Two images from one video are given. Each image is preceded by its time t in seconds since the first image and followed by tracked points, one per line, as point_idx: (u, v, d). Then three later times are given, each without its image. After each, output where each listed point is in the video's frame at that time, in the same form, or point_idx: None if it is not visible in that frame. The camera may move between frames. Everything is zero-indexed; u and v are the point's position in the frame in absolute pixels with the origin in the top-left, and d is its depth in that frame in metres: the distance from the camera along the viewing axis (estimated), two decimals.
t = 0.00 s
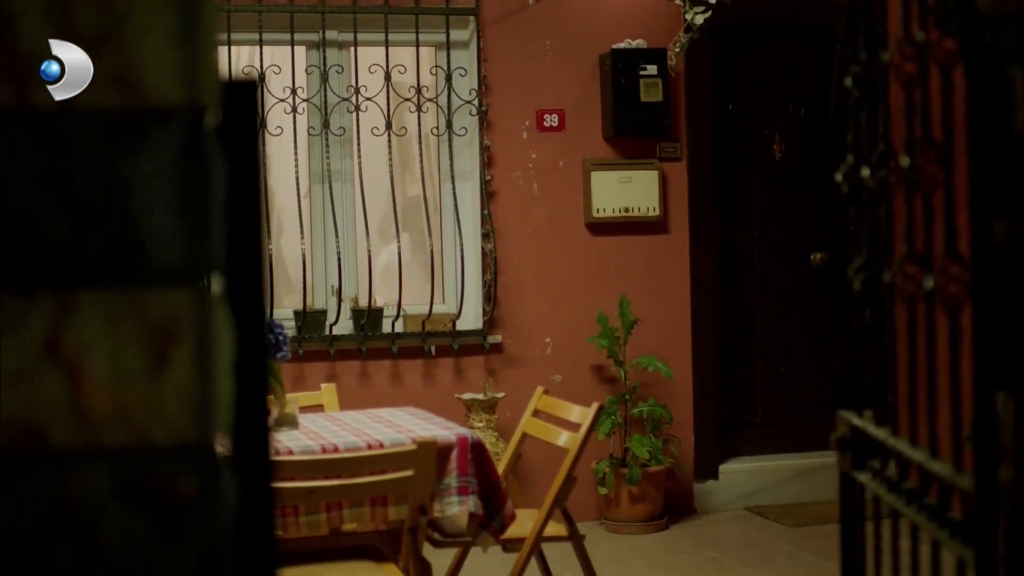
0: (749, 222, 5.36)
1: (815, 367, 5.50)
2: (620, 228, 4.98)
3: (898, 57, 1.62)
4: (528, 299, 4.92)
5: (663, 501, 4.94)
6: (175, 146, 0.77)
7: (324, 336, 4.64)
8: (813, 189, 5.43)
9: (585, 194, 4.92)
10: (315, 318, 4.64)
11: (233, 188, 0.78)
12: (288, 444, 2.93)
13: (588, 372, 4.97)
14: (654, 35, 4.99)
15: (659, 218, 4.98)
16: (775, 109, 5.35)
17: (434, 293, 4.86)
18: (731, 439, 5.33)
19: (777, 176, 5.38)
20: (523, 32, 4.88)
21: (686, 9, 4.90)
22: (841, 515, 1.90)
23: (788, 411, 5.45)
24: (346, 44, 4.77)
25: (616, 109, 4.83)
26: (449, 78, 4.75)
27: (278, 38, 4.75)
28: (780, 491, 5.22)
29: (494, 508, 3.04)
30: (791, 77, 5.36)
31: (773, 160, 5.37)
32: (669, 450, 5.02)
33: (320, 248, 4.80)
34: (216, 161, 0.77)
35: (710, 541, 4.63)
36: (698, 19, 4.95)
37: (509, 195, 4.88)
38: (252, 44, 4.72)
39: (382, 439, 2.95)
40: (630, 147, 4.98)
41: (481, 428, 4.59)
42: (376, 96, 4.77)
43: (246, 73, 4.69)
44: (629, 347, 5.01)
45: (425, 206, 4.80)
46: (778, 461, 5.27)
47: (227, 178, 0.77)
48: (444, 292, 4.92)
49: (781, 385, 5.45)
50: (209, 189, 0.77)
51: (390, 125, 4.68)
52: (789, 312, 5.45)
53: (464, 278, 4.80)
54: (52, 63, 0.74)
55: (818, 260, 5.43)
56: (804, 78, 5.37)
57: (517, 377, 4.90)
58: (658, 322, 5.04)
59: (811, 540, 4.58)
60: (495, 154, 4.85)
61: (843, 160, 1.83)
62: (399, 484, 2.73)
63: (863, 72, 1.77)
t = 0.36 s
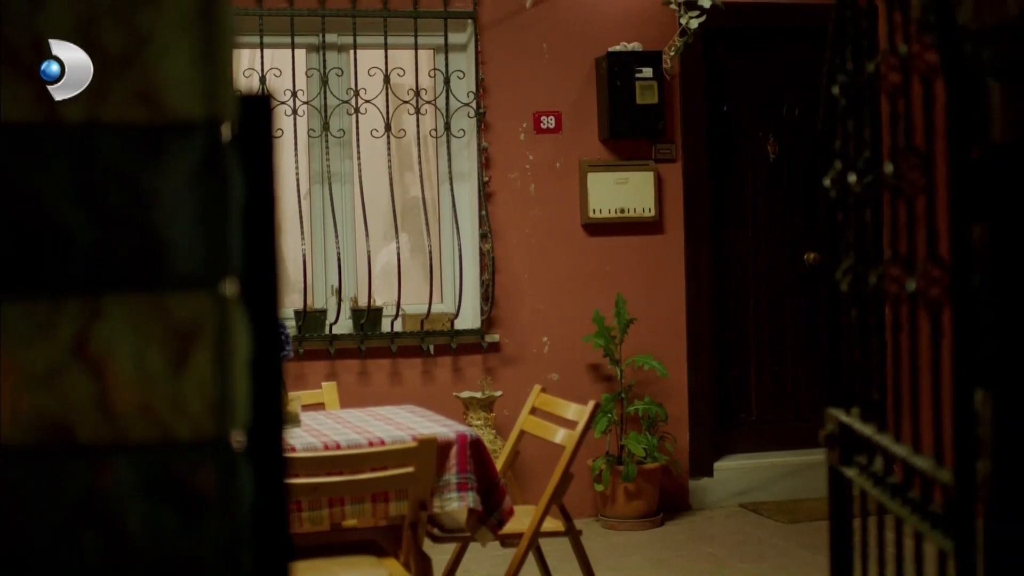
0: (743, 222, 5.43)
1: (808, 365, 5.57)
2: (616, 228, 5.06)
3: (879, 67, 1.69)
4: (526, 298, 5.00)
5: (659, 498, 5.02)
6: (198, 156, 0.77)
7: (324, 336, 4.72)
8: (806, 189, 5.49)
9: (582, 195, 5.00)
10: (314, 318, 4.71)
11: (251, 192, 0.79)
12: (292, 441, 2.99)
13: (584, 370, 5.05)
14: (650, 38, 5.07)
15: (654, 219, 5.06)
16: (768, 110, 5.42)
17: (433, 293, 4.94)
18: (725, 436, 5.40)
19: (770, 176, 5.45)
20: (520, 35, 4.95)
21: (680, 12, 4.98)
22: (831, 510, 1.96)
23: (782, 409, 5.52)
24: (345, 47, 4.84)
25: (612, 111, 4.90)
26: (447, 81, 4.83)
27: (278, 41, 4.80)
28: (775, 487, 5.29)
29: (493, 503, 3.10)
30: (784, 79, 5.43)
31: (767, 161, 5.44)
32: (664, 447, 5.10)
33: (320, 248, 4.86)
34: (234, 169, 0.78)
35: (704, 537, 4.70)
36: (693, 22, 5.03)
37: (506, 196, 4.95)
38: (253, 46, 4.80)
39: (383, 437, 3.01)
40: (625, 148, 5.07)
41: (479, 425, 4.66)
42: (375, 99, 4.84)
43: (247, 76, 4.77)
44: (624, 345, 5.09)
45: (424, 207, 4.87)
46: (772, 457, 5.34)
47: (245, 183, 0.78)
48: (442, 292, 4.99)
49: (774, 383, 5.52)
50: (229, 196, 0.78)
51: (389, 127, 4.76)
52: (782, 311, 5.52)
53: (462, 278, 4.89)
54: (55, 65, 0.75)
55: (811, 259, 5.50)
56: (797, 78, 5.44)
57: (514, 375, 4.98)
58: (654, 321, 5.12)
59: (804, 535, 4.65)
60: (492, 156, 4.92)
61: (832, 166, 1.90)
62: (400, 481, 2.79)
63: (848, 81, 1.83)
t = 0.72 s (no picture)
0: (740, 223, 5.51)
1: (805, 365, 5.64)
2: (613, 229, 5.15)
3: (865, 77, 1.75)
4: (525, 298, 5.08)
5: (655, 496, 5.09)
6: (218, 169, 1.18)
7: (325, 335, 4.79)
8: (804, 190, 5.56)
9: (580, 196, 5.08)
10: (315, 318, 4.78)
11: (262, 195, 1.20)
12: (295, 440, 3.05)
13: (582, 369, 5.13)
14: (647, 42, 5.14)
15: (650, 220, 5.15)
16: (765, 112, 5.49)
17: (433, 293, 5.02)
18: (722, 435, 5.48)
19: (767, 177, 5.52)
20: (520, 38, 5.04)
21: (676, 17, 5.06)
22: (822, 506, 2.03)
23: (779, 408, 5.59)
24: (346, 50, 4.91)
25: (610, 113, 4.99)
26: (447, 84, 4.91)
27: (280, 45, 4.88)
28: (771, 485, 5.36)
29: (492, 500, 3.17)
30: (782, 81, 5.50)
31: (762, 163, 5.51)
32: (661, 445, 5.17)
33: (321, 249, 4.94)
34: (249, 180, 1.19)
35: (699, 534, 4.76)
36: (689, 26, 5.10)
37: (506, 197, 5.04)
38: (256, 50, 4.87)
39: (385, 435, 3.08)
40: (622, 150, 5.15)
41: (479, 424, 4.73)
42: (376, 102, 4.91)
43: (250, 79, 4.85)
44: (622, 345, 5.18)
45: (423, 208, 4.96)
46: (768, 456, 5.41)
47: (258, 188, 1.19)
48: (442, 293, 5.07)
49: (771, 382, 5.59)
50: (247, 199, 1.19)
51: (390, 130, 4.83)
52: (778, 310, 5.59)
53: (462, 279, 4.97)
54: None
55: (806, 260, 5.57)
56: (794, 81, 5.51)
57: (513, 374, 5.06)
58: (651, 320, 5.21)
59: (798, 532, 4.71)
60: (491, 158, 5.01)
61: (822, 172, 1.96)
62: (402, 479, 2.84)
63: (835, 90, 1.89)
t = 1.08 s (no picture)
0: (737, 224, 5.59)
1: (803, 364, 5.71)
2: (611, 230, 5.24)
3: (855, 88, 1.82)
4: (525, 298, 5.17)
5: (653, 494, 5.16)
6: (235, 179, 1.25)
7: (328, 335, 4.89)
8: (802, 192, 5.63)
9: (579, 197, 5.17)
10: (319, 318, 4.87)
11: (277, 207, 1.27)
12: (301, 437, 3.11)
13: (582, 368, 5.22)
14: (646, 45, 5.24)
15: (649, 221, 5.23)
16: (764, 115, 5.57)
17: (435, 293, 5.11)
18: (720, 433, 5.56)
19: (764, 179, 5.60)
20: (520, 41, 5.12)
21: (674, 22, 5.10)
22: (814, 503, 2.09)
23: (777, 407, 5.67)
24: (348, 54, 4.96)
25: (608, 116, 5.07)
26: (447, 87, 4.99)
27: (284, 49, 4.96)
28: (768, 483, 5.44)
29: (494, 497, 3.24)
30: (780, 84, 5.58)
31: (759, 164, 5.58)
32: (659, 443, 5.24)
33: (325, 249, 5.02)
34: (265, 193, 1.26)
35: (697, 531, 4.83)
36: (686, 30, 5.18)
37: (506, 198, 5.13)
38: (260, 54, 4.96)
39: (389, 433, 3.14)
40: (621, 152, 5.24)
41: (480, 422, 4.82)
42: (378, 104, 4.99)
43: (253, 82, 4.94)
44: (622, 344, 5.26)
45: (425, 209, 5.03)
46: (765, 454, 5.49)
47: (274, 200, 1.26)
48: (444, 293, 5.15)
49: (769, 381, 5.67)
50: (262, 210, 1.26)
51: (391, 133, 4.91)
52: (776, 310, 5.66)
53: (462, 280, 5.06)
54: None
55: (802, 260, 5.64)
56: (793, 83, 5.58)
57: (513, 374, 5.15)
58: (649, 321, 5.29)
59: (795, 529, 4.78)
60: (492, 159, 5.09)
61: (813, 178, 2.03)
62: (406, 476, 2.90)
63: (828, 99, 1.95)
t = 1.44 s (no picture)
0: (737, 225, 5.68)
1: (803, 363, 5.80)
2: (612, 232, 5.32)
3: (845, 99, 1.88)
4: (527, 299, 5.26)
5: (654, 491, 5.22)
6: (251, 191, 1.32)
7: (333, 335, 4.99)
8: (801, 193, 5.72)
9: (581, 199, 5.26)
10: (326, 319, 4.95)
11: (290, 218, 1.32)
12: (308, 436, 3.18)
13: (583, 367, 5.32)
14: (646, 49, 5.33)
15: (649, 222, 5.31)
16: (763, 117, 5.65)
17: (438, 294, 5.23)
18: (717, 431, 5.64)
19: (764, 180, 5.68)
20: (522, 45, 5.21)
21: (674, 27, 5.18)
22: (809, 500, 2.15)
23: (776, 406, 5.75)
24: (352, 57, 5.10)
25: (609, 118, 5.19)
26: (451, 90, 5.07)
27: (290, 52, 5.07)
28: (766, 482, 5.55)
29: (497, 495, 3.31)
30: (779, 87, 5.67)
31: (758, 165, 5.67)
32: (660, 442, 5.34)
33: (330, 250, 5.13)
34: (280, 206, 1.33)
35: (698, 528, 4.90)
36: (686, 35, 5.27)
37: (509, 200, 5.22)
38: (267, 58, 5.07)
39: (394, 432, 3.21)
40: (621, 154, 5.32)
41: (482, 421, 4.96)
42: (382, 107, 5.08)
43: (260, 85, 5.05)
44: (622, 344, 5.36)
45: (429, 210, 5.13)
46: (762, 453, 5.61)
47: (287, 211, 1.32)
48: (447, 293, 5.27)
49: (768, 381, 5.75)
50: (277, 224, 1.33)
51: (395, 135, 5.00)
52: (776, 309, 5.75)
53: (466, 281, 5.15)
54: None
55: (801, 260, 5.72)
56: (793, 85, 5.67)
57: (515, 374, 5.25)
58: (650, 322, 5.38)
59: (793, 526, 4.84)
60: (495, 161, 5.19)
61: (808, 183, 2.10)
62: (410, 475, 2.96)
63: (821, 108, 2.02)
